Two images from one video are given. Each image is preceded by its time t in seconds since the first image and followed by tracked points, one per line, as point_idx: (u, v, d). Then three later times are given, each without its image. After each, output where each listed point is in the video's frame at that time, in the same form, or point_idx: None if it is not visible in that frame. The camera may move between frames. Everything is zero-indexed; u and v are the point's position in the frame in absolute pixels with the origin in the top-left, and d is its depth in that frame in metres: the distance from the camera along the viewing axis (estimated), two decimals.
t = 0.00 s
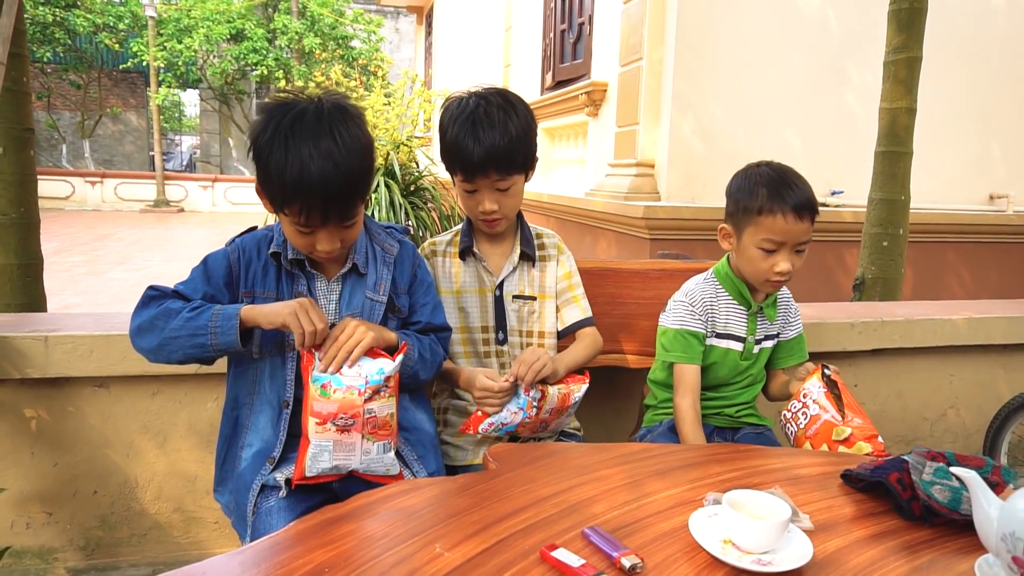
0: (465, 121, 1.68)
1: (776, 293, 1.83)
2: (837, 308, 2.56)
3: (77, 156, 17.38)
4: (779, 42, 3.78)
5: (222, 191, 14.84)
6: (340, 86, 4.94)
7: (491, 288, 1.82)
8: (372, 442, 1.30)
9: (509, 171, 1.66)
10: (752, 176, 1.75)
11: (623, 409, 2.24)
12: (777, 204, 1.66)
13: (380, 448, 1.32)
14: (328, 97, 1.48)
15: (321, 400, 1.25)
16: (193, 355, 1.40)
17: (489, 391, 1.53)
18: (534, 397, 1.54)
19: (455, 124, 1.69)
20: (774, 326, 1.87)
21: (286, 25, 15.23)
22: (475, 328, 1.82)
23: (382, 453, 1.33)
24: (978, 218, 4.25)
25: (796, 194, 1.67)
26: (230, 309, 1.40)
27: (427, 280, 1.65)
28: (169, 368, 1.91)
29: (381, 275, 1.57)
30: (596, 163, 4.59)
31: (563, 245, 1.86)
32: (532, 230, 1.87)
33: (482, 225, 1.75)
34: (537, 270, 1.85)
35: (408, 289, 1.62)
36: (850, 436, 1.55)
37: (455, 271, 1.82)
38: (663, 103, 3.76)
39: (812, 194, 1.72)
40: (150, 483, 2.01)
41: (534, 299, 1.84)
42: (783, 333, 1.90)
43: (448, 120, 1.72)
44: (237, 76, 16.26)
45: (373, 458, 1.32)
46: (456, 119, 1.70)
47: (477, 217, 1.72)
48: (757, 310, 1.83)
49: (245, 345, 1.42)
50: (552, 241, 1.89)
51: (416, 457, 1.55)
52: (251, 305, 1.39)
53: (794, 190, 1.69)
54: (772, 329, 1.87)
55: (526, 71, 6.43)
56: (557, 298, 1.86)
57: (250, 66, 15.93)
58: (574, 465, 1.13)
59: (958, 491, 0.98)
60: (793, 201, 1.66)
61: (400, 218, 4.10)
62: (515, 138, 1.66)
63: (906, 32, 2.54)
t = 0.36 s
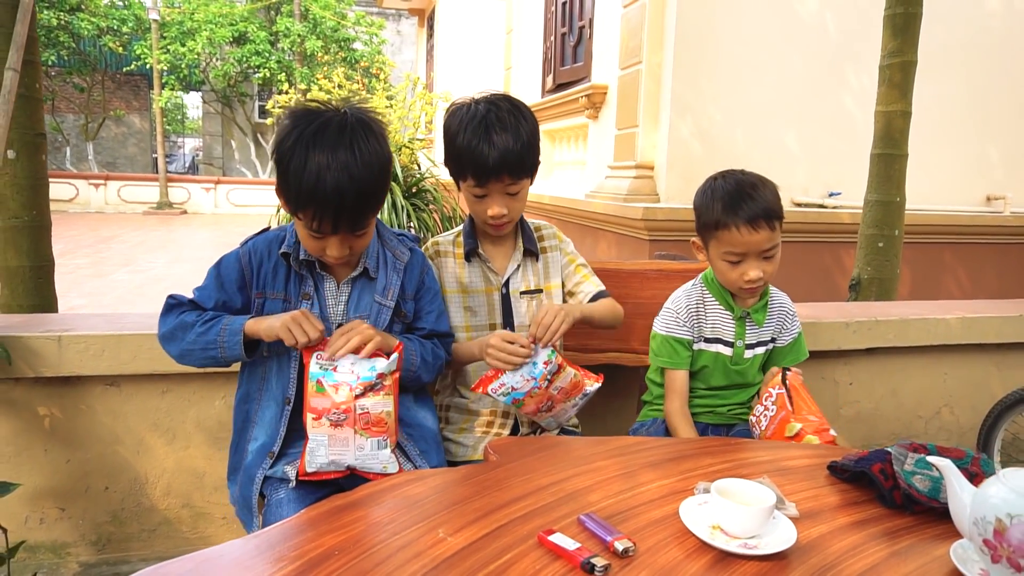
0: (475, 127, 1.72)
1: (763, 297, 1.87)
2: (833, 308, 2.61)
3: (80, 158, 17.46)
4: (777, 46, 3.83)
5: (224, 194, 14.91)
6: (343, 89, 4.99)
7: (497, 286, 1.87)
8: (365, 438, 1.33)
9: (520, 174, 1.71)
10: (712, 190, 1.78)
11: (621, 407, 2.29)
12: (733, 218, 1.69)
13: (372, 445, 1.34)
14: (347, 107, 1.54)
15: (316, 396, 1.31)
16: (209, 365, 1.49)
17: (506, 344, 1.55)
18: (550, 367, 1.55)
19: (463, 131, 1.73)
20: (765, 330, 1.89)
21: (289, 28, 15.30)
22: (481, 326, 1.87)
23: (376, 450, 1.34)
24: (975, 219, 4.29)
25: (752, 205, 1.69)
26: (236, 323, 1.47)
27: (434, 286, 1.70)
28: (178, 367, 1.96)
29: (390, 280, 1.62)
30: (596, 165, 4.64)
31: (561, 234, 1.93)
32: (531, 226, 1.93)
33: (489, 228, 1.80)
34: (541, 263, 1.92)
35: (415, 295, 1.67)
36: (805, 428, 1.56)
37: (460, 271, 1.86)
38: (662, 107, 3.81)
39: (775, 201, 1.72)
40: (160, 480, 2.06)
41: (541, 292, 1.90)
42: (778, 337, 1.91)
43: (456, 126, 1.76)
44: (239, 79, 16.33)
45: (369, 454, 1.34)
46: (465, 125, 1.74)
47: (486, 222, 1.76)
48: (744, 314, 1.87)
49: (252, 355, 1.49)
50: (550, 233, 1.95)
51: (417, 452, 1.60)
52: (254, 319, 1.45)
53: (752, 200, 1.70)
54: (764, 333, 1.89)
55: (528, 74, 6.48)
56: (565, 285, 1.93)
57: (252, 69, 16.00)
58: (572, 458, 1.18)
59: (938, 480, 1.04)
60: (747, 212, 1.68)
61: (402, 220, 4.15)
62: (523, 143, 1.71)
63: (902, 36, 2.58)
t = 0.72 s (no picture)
0: (478, 125, 1.77)
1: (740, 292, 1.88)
2: (827, 303, 2.64)
3: (80, 156, 17.49)
4: (775, 44, 3.86)
5: (225, 191, 14.94)
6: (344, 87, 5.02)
7: (493, 276, 1.91)
8: (338, 425, 1.36)
9: (525, 180, 1.75)
10: (717, 194, 1.80)
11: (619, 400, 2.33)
12: (732, 225, 1.72)
13: (342, 434, 1.35)
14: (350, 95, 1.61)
15: (311, 377, 1.39)
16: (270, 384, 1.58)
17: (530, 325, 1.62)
18: (562, 356, 1.63)
19: (475, 139, 1.73)
20: (738, 322, 1.91)
21: (289, 26, 15.33)
22: (484, 315, 1.92)
23: (348, 440, 1.36)
24: (970, 216, 4.32)
25: (753, 217, 1.72)
26: (272, 342, 1.53)
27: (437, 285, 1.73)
28: (184, 361, 2.00)
29: (396, 279, 1.66)
30: (595, 162, 4.67)
31: (539, 207, 2.00)
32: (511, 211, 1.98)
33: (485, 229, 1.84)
34: (528, 245, 1.97)
35: (419, 294, 1.71)
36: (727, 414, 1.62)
37: (456, 266, 1.89)
38: (660, 104, 3.84)
39: (774, 217, 1.75)
40: (166, 471, 2.10)
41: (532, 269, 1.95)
42: (761, 333, 1.93)
43: (464, 135, 1.76)
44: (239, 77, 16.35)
45: (342, 442, 1.36)
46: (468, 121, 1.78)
47: (487, 226, 1.80)
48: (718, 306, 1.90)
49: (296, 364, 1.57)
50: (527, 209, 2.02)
51: (421, 444, 1.64)
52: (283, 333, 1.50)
53: (752, 212, 1.73)
54: (736, 326, 1.91)
55: (527, 72, 6.51)
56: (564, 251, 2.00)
57: (252, 66, 16.03)
58: (569, 446, 1.22)
59: (920, 466, 1.08)
60: (746, 222, 1.71)
61: (403, 218, 4.19)
62: (531, 152, 1.77)
63: (897, 35, 2.61)
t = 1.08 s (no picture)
0: (478, 130, 1.79)
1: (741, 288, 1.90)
2: (827, 305, 2.66)
3: (84, 159, 17.56)
4: (775, 48, 3.88)
5: (228, 194, 14.99)
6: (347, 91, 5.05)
7: (482, 279, 1.92)
8: (322, 435, 1.39)
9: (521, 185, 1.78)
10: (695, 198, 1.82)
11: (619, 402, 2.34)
12: (706, 229, 1.73)
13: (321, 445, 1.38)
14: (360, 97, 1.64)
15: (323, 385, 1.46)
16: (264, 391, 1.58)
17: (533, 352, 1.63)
18: (568, 364, 1.69)
19: (471, 145, 1.75)
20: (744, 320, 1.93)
21: (292, 29, 15.39)
22: (473, 318, 1.93)
23: (324, 452, 1.38)
24: (971, 218, 4.33)
25: (729, 219, 1.73)
26: (267, 347, 1.53)
27: (433, 288, 1.75)
28: (187, 363, 2.02)
29: (391, 280, 1.68)
30: (597, 165, 4.69)
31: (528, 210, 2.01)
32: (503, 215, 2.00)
33: (475, 234, 1.87)
34: (517, 249, 1.99)
35: (416, 295, 1.73)
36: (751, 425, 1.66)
37: (445, 269, 1.91)
38: (661, 108, 3.86)
39: (752, 218, 1.75)
40: (170, 472, 2.12)
41: (521, 274, 1.97)
42: (769, 324, 1.94)
43: (460, 141, 1.77)
44: (243, 80, 16.41)
45: (321, 453, 1.39)
46: (467, 128, 1.80)
47: (478, 229, 1.82)
48: (722, 305, 1.91)
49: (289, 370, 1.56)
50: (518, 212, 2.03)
51: (421, 446, 1.65)
52: (279, 339, 1.51)
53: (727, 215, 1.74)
54: (743, 322, 1.93)
55: (529, 75, 6.53)
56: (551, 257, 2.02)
57: (256, 70, 16.09)
58: (567, 446, 1.24)
59: (914, 465, 1.09)
60: (721, 225, 1.72)
61: (405, 221, 4.22)
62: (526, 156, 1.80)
63: (896, 39, 2.63)
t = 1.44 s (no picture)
0: (479, 129, 1.78)
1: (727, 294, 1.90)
2: (821, 307, 2.66)
3: (77, 163, 17.50)
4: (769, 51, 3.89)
5: (222, 198, 14.95)
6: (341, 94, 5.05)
7: (475, 281, 1.92)
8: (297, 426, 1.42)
9: (515, 181, 1.78)
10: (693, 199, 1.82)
11: (614, 405, 2.35)
12: (706, 231, 1.74)
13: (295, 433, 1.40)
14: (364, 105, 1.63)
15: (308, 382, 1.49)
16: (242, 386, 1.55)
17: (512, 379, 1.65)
18: (556, 384, 1.66)
19: (466, 140, 1.75)
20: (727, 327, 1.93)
21: (286, 33, 15.37)
22: (464, 320, 1.93)
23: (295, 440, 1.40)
24: (964, 220, 4.35)
25: (730, 222, 1.73)
26: (252, 336, 1.51)
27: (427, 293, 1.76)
28: (182, 367, 2.01)
29: (384, 283, 1.68)
30: (591, 168, 4.70)
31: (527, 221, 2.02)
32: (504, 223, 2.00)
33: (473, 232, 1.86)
34: (512, 256, 1.99)
35: (409, 299, 1.73)
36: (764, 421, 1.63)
37: (439, 269, 1.91)
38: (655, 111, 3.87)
39: (751, 219, 1.77)
40: (164, 477, 2.11)
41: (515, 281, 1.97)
42: (756, 329, 1.96)
43: (455, 134, 1.77)
44: (237, 83, 16.39)
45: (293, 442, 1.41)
46: (467, 127, 1.78)
47: (474, 225, 1.82)
48: (707, 311, 1.91)
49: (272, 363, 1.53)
50: (517, 222, 2.04)
51: (416, 449, 1.64)
52: (265, 325, 1.49)
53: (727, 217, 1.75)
54: (729, 328, 1.93)
55: (523, 78, 6.54)
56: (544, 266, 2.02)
57: (250, 73, 16.07)
58: (562, 449, 1.24)
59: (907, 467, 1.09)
60: (722, 227, 1.72)
61: (400, 224, 4.22)
62: (521, 153, 1.80)
63: (887, 42, 2.64)
